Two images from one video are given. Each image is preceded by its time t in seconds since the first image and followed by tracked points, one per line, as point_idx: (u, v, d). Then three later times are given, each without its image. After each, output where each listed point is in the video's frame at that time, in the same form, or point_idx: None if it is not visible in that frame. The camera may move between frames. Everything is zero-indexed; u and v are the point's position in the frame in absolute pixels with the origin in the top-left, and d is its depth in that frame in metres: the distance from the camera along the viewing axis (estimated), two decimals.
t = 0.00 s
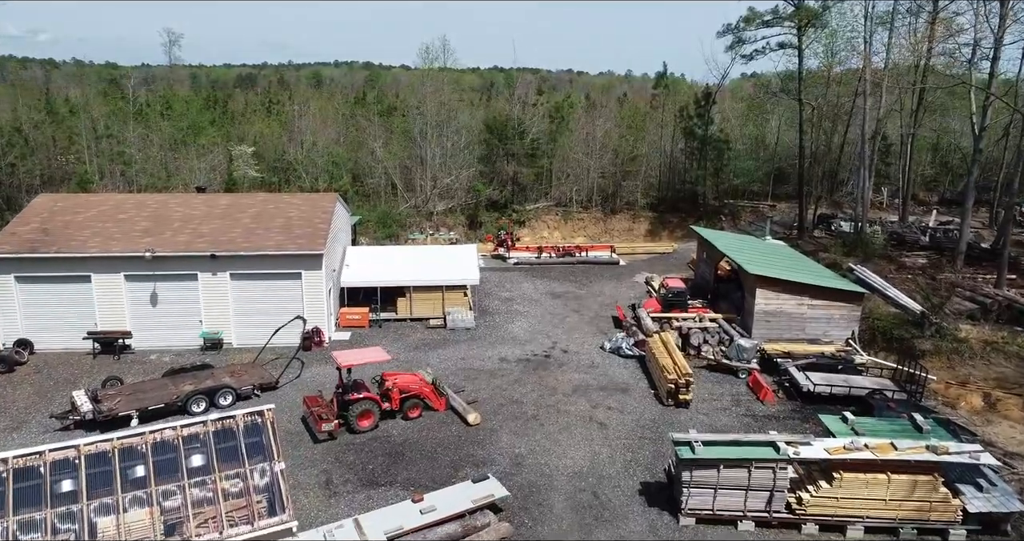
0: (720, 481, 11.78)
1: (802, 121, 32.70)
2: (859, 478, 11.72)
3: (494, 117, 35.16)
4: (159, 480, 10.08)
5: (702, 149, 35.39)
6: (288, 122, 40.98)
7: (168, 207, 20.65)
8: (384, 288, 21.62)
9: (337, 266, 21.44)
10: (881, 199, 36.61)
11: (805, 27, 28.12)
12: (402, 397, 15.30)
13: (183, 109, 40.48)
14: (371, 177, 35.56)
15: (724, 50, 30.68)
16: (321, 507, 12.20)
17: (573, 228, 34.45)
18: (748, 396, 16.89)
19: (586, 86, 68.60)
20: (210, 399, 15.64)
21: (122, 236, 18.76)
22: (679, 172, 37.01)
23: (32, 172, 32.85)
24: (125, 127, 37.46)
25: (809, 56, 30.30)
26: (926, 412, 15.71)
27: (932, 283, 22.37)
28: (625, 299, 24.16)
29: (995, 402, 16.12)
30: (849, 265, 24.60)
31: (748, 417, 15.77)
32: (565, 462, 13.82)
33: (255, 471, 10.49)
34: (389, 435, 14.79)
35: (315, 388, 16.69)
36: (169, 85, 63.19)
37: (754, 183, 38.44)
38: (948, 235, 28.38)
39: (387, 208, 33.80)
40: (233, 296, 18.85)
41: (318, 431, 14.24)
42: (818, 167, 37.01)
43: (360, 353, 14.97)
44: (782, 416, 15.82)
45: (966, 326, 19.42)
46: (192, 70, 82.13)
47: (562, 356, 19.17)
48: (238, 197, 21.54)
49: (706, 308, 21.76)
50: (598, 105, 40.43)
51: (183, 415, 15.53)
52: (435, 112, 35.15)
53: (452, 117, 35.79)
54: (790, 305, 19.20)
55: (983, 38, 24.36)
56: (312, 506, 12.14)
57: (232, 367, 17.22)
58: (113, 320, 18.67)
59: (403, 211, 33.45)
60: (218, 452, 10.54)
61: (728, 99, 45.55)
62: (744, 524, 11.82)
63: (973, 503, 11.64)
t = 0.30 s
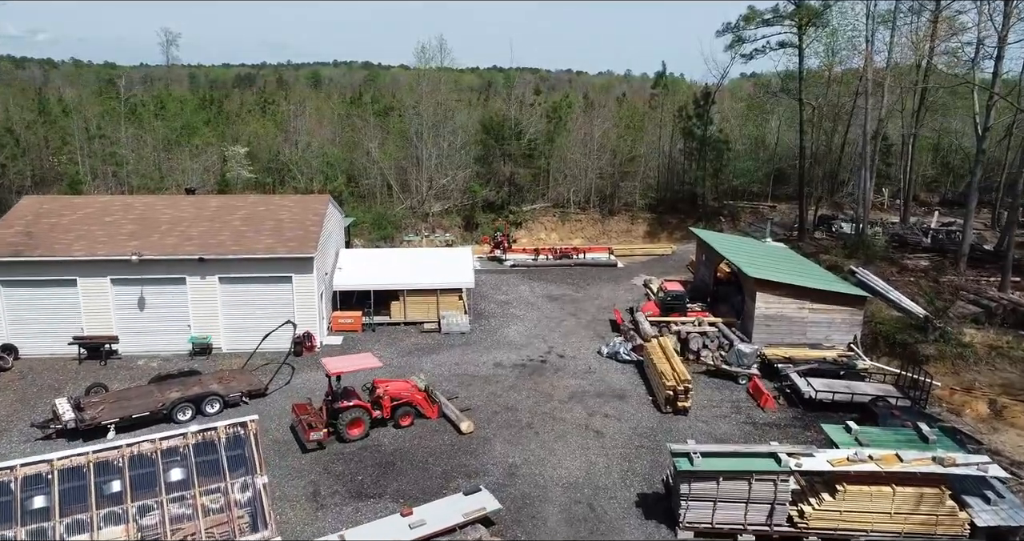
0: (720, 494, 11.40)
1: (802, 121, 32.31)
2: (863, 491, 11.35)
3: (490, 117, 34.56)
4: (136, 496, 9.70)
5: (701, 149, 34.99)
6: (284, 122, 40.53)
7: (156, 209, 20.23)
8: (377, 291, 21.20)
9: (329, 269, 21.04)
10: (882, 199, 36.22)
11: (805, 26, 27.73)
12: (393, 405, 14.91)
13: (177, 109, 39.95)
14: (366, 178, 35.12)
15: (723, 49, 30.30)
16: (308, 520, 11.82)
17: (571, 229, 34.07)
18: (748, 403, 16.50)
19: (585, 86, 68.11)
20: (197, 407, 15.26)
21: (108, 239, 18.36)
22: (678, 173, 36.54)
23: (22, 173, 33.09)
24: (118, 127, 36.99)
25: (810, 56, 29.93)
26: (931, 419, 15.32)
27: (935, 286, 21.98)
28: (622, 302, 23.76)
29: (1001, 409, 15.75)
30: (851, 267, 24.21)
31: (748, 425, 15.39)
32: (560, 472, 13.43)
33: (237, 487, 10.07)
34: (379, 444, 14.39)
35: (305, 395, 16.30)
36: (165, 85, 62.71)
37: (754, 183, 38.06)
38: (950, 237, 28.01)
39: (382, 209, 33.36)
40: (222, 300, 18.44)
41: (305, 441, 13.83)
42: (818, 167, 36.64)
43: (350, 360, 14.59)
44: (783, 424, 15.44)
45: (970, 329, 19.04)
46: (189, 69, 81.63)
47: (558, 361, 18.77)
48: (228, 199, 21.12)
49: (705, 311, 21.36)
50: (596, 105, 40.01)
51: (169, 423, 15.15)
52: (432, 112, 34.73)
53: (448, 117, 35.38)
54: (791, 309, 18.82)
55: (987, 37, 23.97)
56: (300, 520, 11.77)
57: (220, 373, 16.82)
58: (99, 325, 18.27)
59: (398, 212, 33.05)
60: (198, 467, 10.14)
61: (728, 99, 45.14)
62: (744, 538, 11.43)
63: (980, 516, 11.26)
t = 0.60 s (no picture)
0: (719, 508, 11.02)
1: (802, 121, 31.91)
2: (867, 505, 10.96)
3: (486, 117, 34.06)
4: (111, 513, 9.31)
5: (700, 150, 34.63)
6: (279, 123, 40.12)
7: (144, 211, 19.82)
8: (370, 295, 20.79)
9: (321, 272, 20.65)
10: (883, 200, 35.82)
11: (806, 24, 27.36)
12: (383, 414, 14.52)
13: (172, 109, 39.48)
14: (361, 178, 34.70)
15: (723, 48, 29.90)
16: (293, 536, 11.42)
17: (569, 231, 33.72)
18: (749, 411, 16.11)
19: (583, 86, 67.63)
20: (182, 415, 14.85)
21: (94, 242, 17.94)
22: (676, 174, 36.15)
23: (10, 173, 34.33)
24: (111, 127, 36.56)
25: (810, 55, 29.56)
26: (936, 428, 14.95)
27: (938, 290, 21.59)
28: (620, 305, 23.37)
29: (1007, 417, 15.38)
30: (852, 270, 23.82)
31: (748, 434, 15.00)
32: (554, 484, 13.04)
33: (216, 503, 9.71)
34: (369, 454, 14.00)
35: (294, 403, 15.90)
36: (161, 85, 62.25)
37: (753, 184, 37.78)
38: (953, 239, 27.64)
39: (377, 210, 32.94)
40: (211, 305, 18.05)
41: (293, 451, 13.42)
42: (819, 168, 36.26)
43: (340, 368, 14.22)
44: (784, 432, 15.06)
45: (974, 334, 18.65)
46: (187, 69, 81.12)
47: (554, 367, 18.37)
48: (218, 201, 20.72)
49: (704, 315, 20.99)
50: (594, 104, 39.59)
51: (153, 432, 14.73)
52: (428, 112, 34.34)
53: (444, 117, 34.97)
54: (792, 313, 18.44)
55: (990, 36, 23.60)
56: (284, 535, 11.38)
57: (207, 380, 16.43)
58: (85, 330, 17.87)
59: (394, 214, 32.66)
60: (176, 483, 9.76)
61: (727, 99, 44.76)
62: None
63: (989, 532, 10.87)
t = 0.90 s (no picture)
0: (718, 524, 10.63)
1: (803, 121, 31.54)
2: (872, 520, 10.59)
3: (483, 117, 33.58)
4: (83, 531, 8.92)
5: (699, 151, 34.29)
6: (274, 123, 39.73)
7: (132, 214, 19.42)
8: (363, 299, 20.40)
9: (312, 276, 20.26)
10: (884, 202, 35.45)
11: (806, 24, 27.01)
12: (373, 423, 14.14)
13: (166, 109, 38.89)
14: (356, 180, 34.25)
15: (722, 47, 29.54)
16: None
17: (566, 232, 33.35)
18: (749, 419, 15.73)
19: (582, 86, 67.22)
20: (166, 424, 14.49)
21: (79, 246, 17.54)
22: (675, 174, 35.72)
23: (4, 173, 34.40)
24: (103, 127, 36.07)
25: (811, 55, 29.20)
26: (940, 437, 14.58)
27: (941, 294, 21.22)
28: (618, 309, 22.98)
29: (1013, 425, 15.02)
30: (853, 273, 23.44)
31: (748, 443, 14.62)
32: (548, 496, 12.66)
33: (194, 520, 9.34)
34: (359, 464, 13.62)
35: (283, 411, 15.52)
36: (157, 85, 61.84)
37: (753, 185, 37.38)
38: (955, 241, 27.26)
39: (372, 212, 32.53)
40: (199, 310, 17.66)
41: (279, 462, 13.02)
42: (820, 169, 35.87)
43: (328, 376, 13.82)
44: (784, 442, 14.69)
45: (978, 339, 18.29)
46: (185, 68, 80.66)
47: (549, 373, 17.97)
48: (208, 204, 20.32)
49: (703, 320, 20.61)
50: (592, 105, 39.22)
51: (136, 442, 14.34)
52: (424, 113, 33.95)
53: (440, 117, 34.57)
54: (792, 318, 18.07)
55: (994, 35, 23.21)
56: None
57: (194, 388, 16.04)
58: (70, 336, 17.48)
59: (389, 216, 32.27)
60: (152, 500, 9.40)
61: (726, 99, 44.42)
62: None
63: None
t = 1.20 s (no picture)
0: None
1: (803, 121, 31.12)
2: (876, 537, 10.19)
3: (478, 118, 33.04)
4: None
5: (698, 152, 33.90)
6: (269, 124, 39.33)
7: (119, 217, 19.00)
8: (354, 304, 19.98)
9: (303, 280, 19.84)
10: (885, 203, 35.05)
11: (806, 22, 26.63)
12: (362, 433, 13.73)
13: (159, 109, 38.45)
14: (351, 181, 33.81)
15: (722, 46, 29.14)
16: None
17: (563, 234, 32.95)
18: (749, 427, 15.32)
19: (580, 86, 66.77)
20: (150, 434, 14.08)
21: (63, 250, 17.14)
22: (674, 176, 35.29)
23: None
24: (95, 127, 35.66)
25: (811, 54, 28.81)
26: (945, 447, 14.19)
27: (945, 298, 20.81)
28: (615, 313, 22.58)
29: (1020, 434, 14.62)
30: (855, 277, 23.03)
31: (748, 453, 14.21)
32: (541, 509, 12.25)
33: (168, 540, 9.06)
34: (346, 477, 13.21)
35: (270, 420, 15.10)
36: (154, 85, 61.47)
37: (753, 186, 36.98)
38: (958, 243, 26.85)
39: (367, 214, 32.12)
40: (186, 316, 17.24)
41: (264, 475, 12.61)
42: (820, 170, 35.48)
43: (314, 386, 13.37)
44: (785, 452, 14.28)
45: (984, 345, 17.90)
46: (183, 68, 80.24)
47: (545, 380, 17.57)
48: (196, 206, 19.90)
49: (702, 324, 20.21)
50: (590, 105, 38.80)
51: (119, 452, 13.93)
52: (419, 113, 33.55)
53: (436, 118, 34.16)
54: (793, 323, 17.67)
55: (998, 34, 22.79)
56: None
57: (180, 396, 15.63)
58: (54, 342, 17.07)
59: (384, 218, 31.87)
60: (125, 519, 9.10)
61: (725, 99, 44.02)
62: None
63: None
